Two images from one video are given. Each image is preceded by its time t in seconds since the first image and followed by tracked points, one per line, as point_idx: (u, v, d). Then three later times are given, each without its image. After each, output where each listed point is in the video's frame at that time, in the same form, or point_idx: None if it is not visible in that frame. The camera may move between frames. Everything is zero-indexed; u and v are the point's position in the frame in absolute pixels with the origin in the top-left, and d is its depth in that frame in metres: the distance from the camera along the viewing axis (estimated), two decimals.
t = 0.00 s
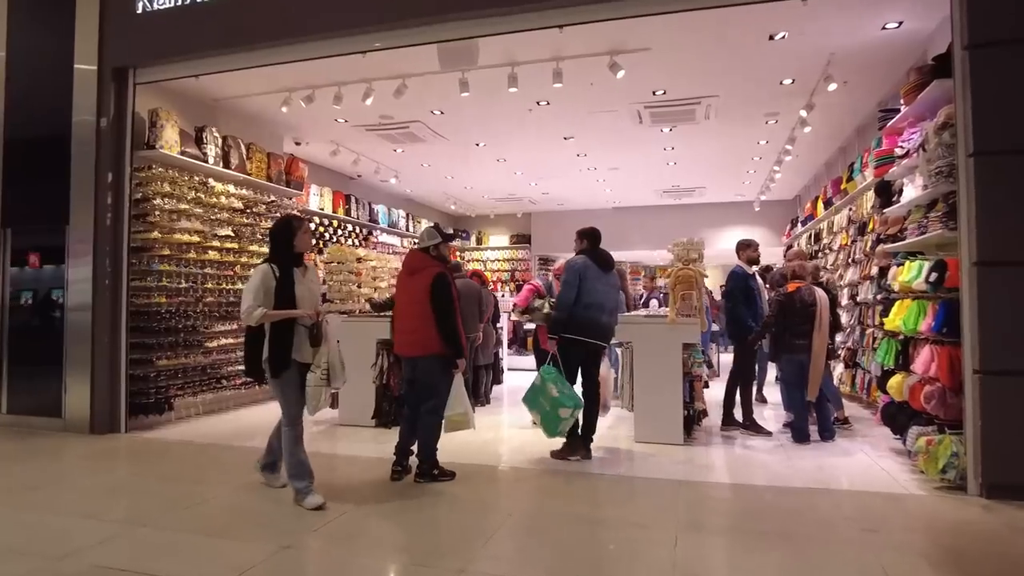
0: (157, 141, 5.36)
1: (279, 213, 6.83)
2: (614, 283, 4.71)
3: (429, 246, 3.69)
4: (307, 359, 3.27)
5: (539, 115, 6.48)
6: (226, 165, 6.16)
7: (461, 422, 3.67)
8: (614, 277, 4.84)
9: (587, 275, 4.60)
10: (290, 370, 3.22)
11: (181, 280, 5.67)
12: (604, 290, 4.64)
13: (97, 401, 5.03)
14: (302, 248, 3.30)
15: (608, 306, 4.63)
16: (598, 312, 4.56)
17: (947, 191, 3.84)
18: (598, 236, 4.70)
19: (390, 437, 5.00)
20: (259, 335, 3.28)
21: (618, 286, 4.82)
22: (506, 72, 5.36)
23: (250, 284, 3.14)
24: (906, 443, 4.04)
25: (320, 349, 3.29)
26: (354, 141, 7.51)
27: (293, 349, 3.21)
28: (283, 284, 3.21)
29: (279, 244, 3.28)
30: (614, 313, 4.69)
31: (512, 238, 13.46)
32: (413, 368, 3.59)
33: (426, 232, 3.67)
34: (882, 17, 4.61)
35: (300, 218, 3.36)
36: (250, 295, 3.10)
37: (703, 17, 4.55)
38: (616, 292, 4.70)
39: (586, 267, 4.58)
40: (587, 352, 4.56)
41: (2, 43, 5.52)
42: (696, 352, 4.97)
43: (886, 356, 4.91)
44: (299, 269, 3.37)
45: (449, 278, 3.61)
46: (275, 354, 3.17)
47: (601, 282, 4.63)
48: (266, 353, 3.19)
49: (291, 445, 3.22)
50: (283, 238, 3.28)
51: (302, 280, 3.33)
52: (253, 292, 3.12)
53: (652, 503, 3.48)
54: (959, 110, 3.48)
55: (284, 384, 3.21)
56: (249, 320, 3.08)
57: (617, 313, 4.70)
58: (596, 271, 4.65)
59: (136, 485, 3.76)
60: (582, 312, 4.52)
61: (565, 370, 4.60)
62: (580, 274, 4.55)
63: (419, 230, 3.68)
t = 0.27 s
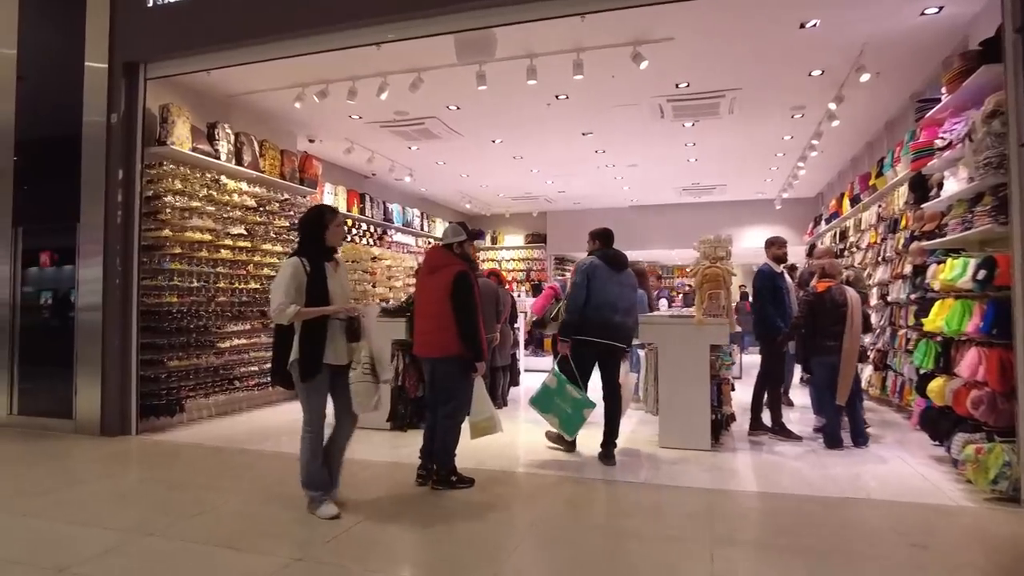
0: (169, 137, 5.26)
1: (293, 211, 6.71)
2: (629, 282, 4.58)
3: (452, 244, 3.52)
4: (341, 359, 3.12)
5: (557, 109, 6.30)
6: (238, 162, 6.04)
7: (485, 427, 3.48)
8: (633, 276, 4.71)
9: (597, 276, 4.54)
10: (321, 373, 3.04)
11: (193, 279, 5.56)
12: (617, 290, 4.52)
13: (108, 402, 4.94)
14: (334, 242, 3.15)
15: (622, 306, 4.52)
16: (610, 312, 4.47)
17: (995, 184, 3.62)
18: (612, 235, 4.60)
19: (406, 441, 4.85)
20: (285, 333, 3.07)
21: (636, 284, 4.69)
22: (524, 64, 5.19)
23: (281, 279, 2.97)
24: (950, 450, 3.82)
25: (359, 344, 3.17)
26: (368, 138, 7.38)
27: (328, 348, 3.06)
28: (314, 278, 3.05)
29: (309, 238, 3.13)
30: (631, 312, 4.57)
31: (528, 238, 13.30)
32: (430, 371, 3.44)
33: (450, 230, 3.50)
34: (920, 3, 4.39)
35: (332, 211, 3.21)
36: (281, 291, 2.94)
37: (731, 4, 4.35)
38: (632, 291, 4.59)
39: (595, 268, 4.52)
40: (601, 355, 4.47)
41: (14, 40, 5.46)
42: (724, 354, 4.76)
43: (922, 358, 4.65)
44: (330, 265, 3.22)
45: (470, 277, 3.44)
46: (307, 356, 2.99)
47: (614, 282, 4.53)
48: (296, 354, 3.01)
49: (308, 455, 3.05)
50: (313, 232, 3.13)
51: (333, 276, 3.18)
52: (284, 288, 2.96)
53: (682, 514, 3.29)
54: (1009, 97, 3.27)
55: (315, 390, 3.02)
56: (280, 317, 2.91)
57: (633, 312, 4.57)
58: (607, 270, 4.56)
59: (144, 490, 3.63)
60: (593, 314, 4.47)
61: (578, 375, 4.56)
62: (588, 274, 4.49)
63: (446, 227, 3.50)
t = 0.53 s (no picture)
0: (179, 132, 5.11)
1: (305, 209, 6.56)
2: (638, 281, 4.37)
3: (476, 241, 3.34)
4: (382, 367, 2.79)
5: (577, 102, 6.10)
6: (249, 157, 5.89)
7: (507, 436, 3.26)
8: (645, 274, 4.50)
9: (605, 278, 4.38)
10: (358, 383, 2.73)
11: (203, 278, 5.39)
12: (625, 291, 4.34)
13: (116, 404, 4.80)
14: (373, 239, 2.86)
15: (633, 307, 4.32)
16: (619, 313, 4.28)
17: None
18: (622, 233, 4.40)
19: (422, 446, 4.66)
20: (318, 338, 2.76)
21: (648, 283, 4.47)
22: (545, 54, 4.99)
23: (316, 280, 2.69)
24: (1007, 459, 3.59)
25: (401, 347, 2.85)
26: (382, 134, 7.21)
27: (368, 352, 2.75)
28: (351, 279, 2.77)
29: (345, 233, 2.84)
30: (644, 313, 4.36)
31: (542, 237, 13.11)
32: (452, 374, 3.27)
33: (472, 226, 3.31)
34: None
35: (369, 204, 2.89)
36: (316, 296, 2.64)
37: None
38: (643, 291, 4.39)
39: (603, 269, 4.34)
40: (613, 358, 4.29)
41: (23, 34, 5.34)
42: (755, 357, 4.53)
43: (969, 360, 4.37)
44: (366, 262, 2.92)
45: (495, 275, 3.26)
46: (344, 364, 2.68)
47: (622, 283, 4.35)
48: (332, 362, 2.71)
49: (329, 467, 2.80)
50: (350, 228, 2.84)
51: (370, 274, 2.88)
52: (320, 290, 2.67)
53: (719, 528, 3.08)
54: None
55: (350, 401, 2.71)
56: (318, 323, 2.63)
57: (646, 311, 4.35)
58: (615, 273, 4.37)
59: (149, 498, 3.47)
60: (602, 316, 4.30)
61: (592, 380, 4.42)
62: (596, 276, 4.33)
63: (469, 221, 3.31)
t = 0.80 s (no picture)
0: (179, 127, 4.92)
1: (309, 207, 6.38)
2: (639, 282, 4.42)
3: (494, 239, 3.18)
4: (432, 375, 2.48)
5: (590, 97, 5.90)
6: (252, 154, 5.71)
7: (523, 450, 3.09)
8: (648, 274, 4.54)
9: (606, 279, 4.43)
10: (407, 395, 2.41)
11: (205, 278, 5.22)
12: (625, 293, 4.40)
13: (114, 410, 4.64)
14: (421, 234, 2.55)
15: (633, 307, 4.38)
16: (620, 314, 4.34)
17: None
18: (629, 235, 4.40)
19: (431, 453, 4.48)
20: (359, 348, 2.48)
21: (650, 283, 4.53)
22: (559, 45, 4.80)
23: (361, 279, 2.39)
24: None
25: (450, 354, 2.53)
26: (389, 131, 7.04)
27: (416, 361, 2.44)
28: (399, 279, 2.46)
29: (390, 226, 2.53)
30: (644, 313, 4.42)
31: (549, 237, 12.92)
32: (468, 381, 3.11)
33: (488, 223, 3.16)
34: None
35: (414, 194, 2.57)
36: (360, 298, 2.35)
37: None
38: (644, 291, 4.45)
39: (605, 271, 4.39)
40: (614, 357, 4.35)
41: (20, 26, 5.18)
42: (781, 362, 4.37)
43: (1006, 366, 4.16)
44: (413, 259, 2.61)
45: (512, 276, 3.11)
46: (390, 374, 2.39)
47: (623, 284, 4.40)
48: (377, 373, 2.41)
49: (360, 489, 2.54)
50: (396, 221, 2.53)
51: (418, 273, 2.57)
52: (365, 291, 2.37)
53: (752, 547, 2.87)
54: None
55: (397, 416, 2.39)
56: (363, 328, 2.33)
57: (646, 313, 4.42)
58: (617, 274, 4.42)
59: (145, 511, 3.29)
60: (603, 317, 4.36)
61: (597, 381, 4.41)
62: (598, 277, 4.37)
63: (482, 221, 3.17)
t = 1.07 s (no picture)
0: (173, 119, 4.75)
1: (309, 204, 6.22)
2: (642, 279, 4.36)
3: (503, 234, 3.01)
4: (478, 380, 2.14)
5: (598, 88, 5.72)
6: (250, 149, 5.54)
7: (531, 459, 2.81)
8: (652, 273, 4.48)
9: (607, 278, 4.40)
10: (461, 398, 2.01)
11: (200, 276, 5.04)
12: (626, 291, 4.34)
13: (106, 413, 4.48)
14: (467, 222, 2.18)
15: (635, 305, 4.31)
16: (621, 312, 4.28)
17: None
18: (632, 234, 4.39)
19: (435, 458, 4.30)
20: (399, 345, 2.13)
21: (655, 281, 4.45)
22: (567, 33, 4.62)
23: (399, 269, 2.01)
24: None
25: (503, 357, 2.37)
26: (391, 126, 6.87)
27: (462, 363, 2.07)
28: (442, 271, 2.07)
29: (434, 211, 2.16)
30: (647, 310, 4.34)
31: (554, 236, 12.75)
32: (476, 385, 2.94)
33: (497, 216, 3.00)
34: None
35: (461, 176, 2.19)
36: (397, 291, 1.97)
37: None
38: (646, 290, 4.38)
39: (604, 270, 4.37)
40: (617, 357, 4.27)
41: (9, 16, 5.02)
42: (801, 362, 4.20)
43: None
44: (455, 249, 2.23)
45: (521, 272, 2.93)
46: (436, 376, 2.00)
47: (624, 283, 4.34)
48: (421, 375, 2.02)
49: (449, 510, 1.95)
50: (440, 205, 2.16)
51: (462, 266, 2.19)
52: (404, 281, 1.98)
53: (778, 560, 2.69)
54: None
55: (455, 422, 1.98)
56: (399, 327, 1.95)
57: (650, 310, 4.33)
58: (619, 273, 4.38)
59: (134, 520, 3.11)
60: (604, 316, 4.32)
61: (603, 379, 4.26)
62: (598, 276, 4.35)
63: (490, 214, 3.00)
